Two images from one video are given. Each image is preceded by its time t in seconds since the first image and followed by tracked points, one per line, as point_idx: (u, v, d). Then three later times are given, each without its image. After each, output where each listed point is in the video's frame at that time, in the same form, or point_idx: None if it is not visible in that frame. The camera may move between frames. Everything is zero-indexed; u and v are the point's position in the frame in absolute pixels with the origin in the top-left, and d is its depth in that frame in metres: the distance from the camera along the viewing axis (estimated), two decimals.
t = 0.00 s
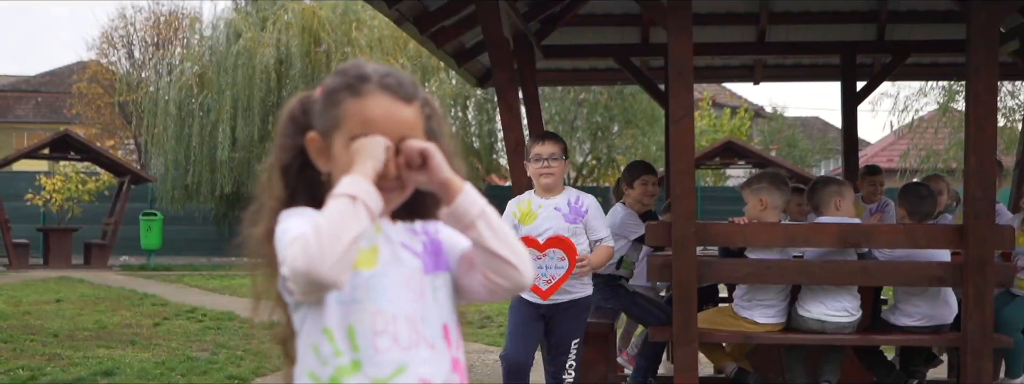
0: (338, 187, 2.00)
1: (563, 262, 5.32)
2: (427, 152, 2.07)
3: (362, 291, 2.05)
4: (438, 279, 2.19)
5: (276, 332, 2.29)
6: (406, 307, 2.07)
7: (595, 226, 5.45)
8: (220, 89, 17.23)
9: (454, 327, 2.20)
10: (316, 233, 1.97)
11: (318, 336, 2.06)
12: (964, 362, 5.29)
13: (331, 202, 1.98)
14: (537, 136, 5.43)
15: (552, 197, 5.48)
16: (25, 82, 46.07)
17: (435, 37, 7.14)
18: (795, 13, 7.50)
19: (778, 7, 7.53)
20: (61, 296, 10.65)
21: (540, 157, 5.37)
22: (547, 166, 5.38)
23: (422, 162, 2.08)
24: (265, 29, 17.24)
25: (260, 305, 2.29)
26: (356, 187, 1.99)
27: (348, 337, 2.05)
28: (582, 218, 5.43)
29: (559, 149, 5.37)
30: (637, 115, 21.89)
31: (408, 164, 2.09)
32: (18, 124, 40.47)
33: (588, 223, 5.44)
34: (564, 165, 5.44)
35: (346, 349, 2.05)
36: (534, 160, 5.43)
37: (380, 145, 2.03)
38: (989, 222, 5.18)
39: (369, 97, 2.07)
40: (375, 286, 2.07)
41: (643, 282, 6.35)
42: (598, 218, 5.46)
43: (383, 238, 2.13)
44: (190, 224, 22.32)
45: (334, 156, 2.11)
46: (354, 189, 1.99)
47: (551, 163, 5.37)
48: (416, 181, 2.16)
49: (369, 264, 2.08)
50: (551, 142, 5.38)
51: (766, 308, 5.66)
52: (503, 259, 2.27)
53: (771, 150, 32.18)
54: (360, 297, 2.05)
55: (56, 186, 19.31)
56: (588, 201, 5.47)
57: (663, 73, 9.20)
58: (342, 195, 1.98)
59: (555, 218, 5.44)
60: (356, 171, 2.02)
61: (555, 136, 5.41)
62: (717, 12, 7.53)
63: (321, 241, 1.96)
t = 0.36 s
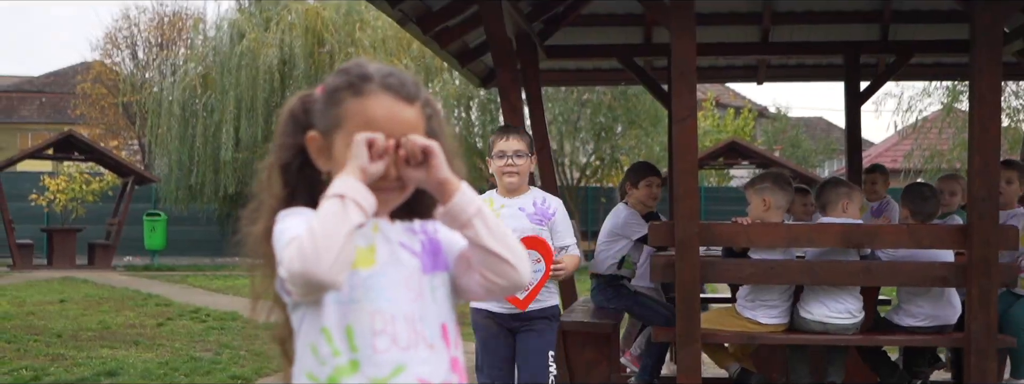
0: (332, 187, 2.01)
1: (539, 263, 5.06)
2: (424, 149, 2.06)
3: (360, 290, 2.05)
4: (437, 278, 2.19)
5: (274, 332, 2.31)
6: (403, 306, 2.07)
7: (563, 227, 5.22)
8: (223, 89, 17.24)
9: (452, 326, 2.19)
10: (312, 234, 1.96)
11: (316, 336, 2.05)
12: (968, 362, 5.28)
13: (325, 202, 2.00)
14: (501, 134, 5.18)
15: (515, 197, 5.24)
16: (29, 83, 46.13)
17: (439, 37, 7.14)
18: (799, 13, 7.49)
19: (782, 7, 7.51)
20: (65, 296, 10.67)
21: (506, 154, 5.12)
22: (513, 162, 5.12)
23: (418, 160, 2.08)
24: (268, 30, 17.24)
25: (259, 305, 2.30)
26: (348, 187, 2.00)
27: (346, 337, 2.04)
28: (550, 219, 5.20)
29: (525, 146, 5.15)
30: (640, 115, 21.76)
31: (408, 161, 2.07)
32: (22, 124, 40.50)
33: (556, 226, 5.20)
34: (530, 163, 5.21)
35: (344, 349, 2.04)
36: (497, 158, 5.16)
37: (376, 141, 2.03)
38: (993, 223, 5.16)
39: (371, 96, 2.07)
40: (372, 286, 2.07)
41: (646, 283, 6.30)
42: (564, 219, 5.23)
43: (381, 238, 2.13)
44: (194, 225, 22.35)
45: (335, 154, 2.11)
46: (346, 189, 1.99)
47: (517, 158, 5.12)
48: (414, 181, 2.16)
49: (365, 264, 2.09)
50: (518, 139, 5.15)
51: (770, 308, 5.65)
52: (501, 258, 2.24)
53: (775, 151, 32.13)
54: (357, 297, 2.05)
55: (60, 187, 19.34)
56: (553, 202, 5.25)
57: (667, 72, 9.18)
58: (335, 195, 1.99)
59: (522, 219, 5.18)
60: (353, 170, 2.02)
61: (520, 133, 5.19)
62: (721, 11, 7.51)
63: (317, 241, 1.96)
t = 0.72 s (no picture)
0: (339, 192, 1.94)
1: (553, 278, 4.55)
2: (429, 155, 2.00)
3: (363, 293, 2.02)
4: (440, 281, 2.16)
5: (280, 334, 2.30)
6: (407, 310, 2.04)
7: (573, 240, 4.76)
8: (229, 90, 17.25)
9: (455, 329, 2.17)
10: (315, 238, 1.91)
11: (319, 339, 2.02)
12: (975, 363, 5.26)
13: (331, 208, 1.93)
14: (509, 130, 4.74)
15: (526, 200, 4.71)
16: (36, 85, 46.19)
17: (445, 39, 7.14)
18: (806, 14, 7.48)
19: (788, 7, 7.50)
20: (72, 297, 10.69)
21: (517, 151, 4.67)
22: (525, 160, 4.67)
23: (423, 166, 2.01)
24: (275, 31, 17.25)
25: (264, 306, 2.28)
26: (355, 193, 1.93)
27: (349, 339, 2.01)
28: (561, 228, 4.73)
29: (536, 143, 4.73)
30: (647, 116, 21.70)
31: (411, 166, 2.01)
32: (27, 126, 40.50)
33: (566, 236, 4.74)
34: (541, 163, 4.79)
35: (347, 352, 2.01)
36: (505, 156, 4.70)
37: (380, 148, 1.96)
38: (1000, 224, 5.15)
39: (374, 100, 2.02)
40: (375, 290, 2.03)
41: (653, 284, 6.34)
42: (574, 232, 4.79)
43: (385, 241, 2.09)
44: (200, 225, 22.41)
45: (337, 158, 2.05)
46: (353, 196, 1.92)
47: (528, 157, 4.68)
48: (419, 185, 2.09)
49: (370, 267, 2.05)
50: (529, 135, 4.73)
51: (776, 310, 5.65)
52: (506, 265, 2.19)
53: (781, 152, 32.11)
54: (361, 300, 2.02)
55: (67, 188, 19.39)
56: (565, 211, 4.78)
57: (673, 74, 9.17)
58: (343, 201, 1.92)
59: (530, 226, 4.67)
60: (357, 177, 1.96)
61: (530, 129, 4.76)
62: (726, 13, 7.51)
63: (321, 246, 1.90)
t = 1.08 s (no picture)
0: (345, 193, 1.95)
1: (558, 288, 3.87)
2: (434, 157, 2.02)
3: (368, 294, 2.03)
4: (445, 282, 2.18)
5: (285, 335, 2.31)
6: (412, 310, 2.05)
7: (589, 245, 4.05)
8: (238, 90, 17.25)
9: (460, 330, 2.19)
10: (322, 240, 1.91)
11: (324, 340, 2.02)
12: (983, 363, 5.26)
13: (337, 208, 1.93)
14: (513, 125, 4.12)
15: (534, 203, 4.09)
16: (46, 85, 46.33)
17: (453, 39, 7.15)
18: (815, 14, 7.46)
19: (796, 8, 7.50)
20: (82, 297, 10.73)
21: (521, 152, 4.05)
22: (530, 163, 4.05)
23: (428, 167, 2.03)
24: (284, 31, 17.25)
25: (269, 305, 2.30)
26: (362, 193, 1.94)
27: (354, 340, 2.01)
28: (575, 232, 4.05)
29: (544, 140, 4.10)
30: (655, 115, 21.66)
31: (414, 169, 2.04)
32: (38, 126, 40.65)
33: (581, 241, 4.05)
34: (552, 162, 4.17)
35: (352, 353, 2.01)
36: (507, 156, 4.08)
37: (386, 148, 1.99)
38: (1007, 225, 5.15)
39: (379, 102, 2.03)
40: (380, 290, 2.04)
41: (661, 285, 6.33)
42: (594, 235, 4.08)
43: (390, 242, 2.11)
44: (209, 225, 22.46)
45: (342, 159, 2.07)
46: (361, 197, 1.93)
47: (534, 158, 4.05)
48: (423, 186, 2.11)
49: (375, 268, 2.06)
50: (535, 133, 4.09)
51: (784, 310, 5.62)
52: (510, 266, 2.21)
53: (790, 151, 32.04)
54: (366, 301, 2.02)
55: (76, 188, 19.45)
56: (582, 212, 4.09)
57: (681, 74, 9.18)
58: (349, 202, 1.93)
59: (537, 230, 4.04)
60: (363, 178, 1.96)
61: (538, 125, 4.13)
62: (735, 13, 7.49)
63: (328, 247, 1.91)
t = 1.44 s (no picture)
0: (349, 194, 1.95)
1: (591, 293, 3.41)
2: (438, 156, 2.02)
3: (378, 295, 2.07)
4: (454, 283, 2.20)
5: (295, 333, 2.35)
6: (420, 311, 2.09)
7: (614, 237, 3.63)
8: (250, 90, 17.27)
9: (470, 330, 2.20)
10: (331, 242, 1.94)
11: (334, 340, 2.07)
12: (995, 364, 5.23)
13: (341, 210, 1.93)
14: (526, 99, 3.64)
15: (549, 188, 3.62)
16: (58, 84, 46.48)
17: (464, 39, 7.15)
18: (827, 13, 7.44)
19: (808, 7, 7.48)
20: (94, 296, 10.75)
21: (533, 129, 3.56)
22: (541, 141, 3.55)
23: (434, 167, 2.03)
24: (295, 31, 17.26)
25: (279, 304, 2.34)
26: (364, 195, 1.94)
27: (364, 341, 2.06)
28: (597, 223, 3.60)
29: (560, 117, 3.60)
30: (666, 115, 21.63)
31: (426, 168, 2.04)
32: (51, 125, 40.80)
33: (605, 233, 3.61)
34: (573, 141, 3.67)
35: (362, 353, 2.06)
36: (518, 133, 3.60)
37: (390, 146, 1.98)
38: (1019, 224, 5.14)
39: (389, 104, 2.05)
40: (389, 292, 2.08)
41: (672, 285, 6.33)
42: (616, 226, 3.64)
43: (398, 242, 2.14)
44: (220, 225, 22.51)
45: (352, 157, 2.09)
46: (363, 198, 1.93)
47: (547, 136, 3.56)
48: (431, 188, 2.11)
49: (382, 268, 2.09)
50: (549, 107, 3.59)
51: (794, 309, 5.59)
52: (519, 267, 2.20)
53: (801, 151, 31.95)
54: (375, 300, 2.07)
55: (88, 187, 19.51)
56: (604, 198, 3.63)
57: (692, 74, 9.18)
58: (352, 203, 1.93)
59: (554, 220, 3.59)
60: (368, 177, 1.97)
61: (554, 98, 3.63)
62: (746, 13, 7.47)
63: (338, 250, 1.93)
